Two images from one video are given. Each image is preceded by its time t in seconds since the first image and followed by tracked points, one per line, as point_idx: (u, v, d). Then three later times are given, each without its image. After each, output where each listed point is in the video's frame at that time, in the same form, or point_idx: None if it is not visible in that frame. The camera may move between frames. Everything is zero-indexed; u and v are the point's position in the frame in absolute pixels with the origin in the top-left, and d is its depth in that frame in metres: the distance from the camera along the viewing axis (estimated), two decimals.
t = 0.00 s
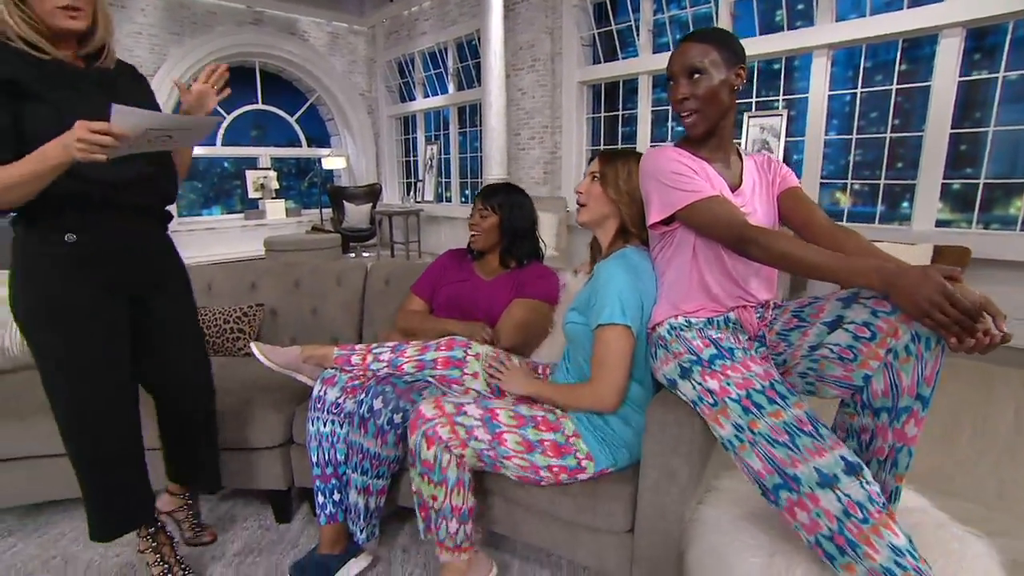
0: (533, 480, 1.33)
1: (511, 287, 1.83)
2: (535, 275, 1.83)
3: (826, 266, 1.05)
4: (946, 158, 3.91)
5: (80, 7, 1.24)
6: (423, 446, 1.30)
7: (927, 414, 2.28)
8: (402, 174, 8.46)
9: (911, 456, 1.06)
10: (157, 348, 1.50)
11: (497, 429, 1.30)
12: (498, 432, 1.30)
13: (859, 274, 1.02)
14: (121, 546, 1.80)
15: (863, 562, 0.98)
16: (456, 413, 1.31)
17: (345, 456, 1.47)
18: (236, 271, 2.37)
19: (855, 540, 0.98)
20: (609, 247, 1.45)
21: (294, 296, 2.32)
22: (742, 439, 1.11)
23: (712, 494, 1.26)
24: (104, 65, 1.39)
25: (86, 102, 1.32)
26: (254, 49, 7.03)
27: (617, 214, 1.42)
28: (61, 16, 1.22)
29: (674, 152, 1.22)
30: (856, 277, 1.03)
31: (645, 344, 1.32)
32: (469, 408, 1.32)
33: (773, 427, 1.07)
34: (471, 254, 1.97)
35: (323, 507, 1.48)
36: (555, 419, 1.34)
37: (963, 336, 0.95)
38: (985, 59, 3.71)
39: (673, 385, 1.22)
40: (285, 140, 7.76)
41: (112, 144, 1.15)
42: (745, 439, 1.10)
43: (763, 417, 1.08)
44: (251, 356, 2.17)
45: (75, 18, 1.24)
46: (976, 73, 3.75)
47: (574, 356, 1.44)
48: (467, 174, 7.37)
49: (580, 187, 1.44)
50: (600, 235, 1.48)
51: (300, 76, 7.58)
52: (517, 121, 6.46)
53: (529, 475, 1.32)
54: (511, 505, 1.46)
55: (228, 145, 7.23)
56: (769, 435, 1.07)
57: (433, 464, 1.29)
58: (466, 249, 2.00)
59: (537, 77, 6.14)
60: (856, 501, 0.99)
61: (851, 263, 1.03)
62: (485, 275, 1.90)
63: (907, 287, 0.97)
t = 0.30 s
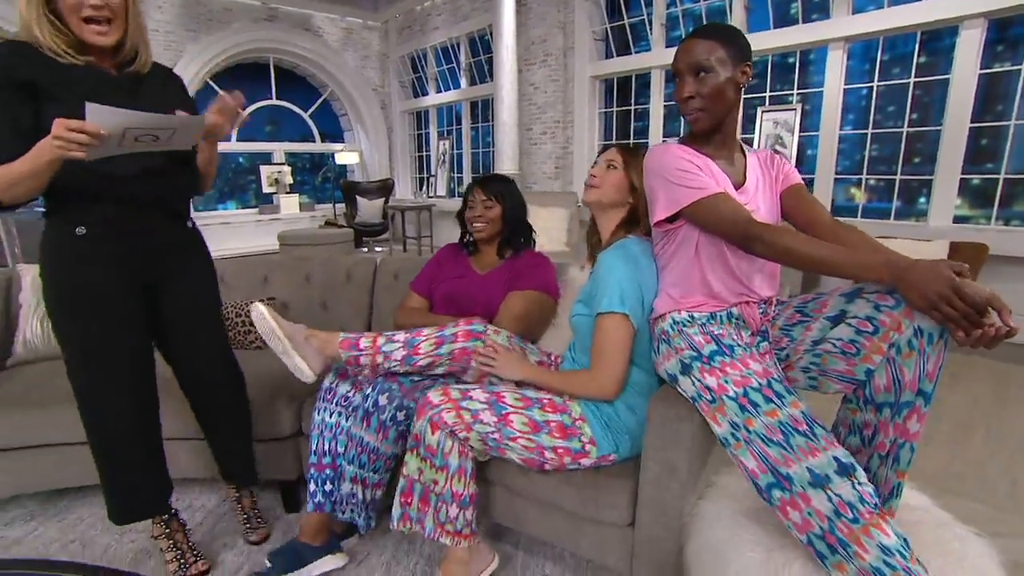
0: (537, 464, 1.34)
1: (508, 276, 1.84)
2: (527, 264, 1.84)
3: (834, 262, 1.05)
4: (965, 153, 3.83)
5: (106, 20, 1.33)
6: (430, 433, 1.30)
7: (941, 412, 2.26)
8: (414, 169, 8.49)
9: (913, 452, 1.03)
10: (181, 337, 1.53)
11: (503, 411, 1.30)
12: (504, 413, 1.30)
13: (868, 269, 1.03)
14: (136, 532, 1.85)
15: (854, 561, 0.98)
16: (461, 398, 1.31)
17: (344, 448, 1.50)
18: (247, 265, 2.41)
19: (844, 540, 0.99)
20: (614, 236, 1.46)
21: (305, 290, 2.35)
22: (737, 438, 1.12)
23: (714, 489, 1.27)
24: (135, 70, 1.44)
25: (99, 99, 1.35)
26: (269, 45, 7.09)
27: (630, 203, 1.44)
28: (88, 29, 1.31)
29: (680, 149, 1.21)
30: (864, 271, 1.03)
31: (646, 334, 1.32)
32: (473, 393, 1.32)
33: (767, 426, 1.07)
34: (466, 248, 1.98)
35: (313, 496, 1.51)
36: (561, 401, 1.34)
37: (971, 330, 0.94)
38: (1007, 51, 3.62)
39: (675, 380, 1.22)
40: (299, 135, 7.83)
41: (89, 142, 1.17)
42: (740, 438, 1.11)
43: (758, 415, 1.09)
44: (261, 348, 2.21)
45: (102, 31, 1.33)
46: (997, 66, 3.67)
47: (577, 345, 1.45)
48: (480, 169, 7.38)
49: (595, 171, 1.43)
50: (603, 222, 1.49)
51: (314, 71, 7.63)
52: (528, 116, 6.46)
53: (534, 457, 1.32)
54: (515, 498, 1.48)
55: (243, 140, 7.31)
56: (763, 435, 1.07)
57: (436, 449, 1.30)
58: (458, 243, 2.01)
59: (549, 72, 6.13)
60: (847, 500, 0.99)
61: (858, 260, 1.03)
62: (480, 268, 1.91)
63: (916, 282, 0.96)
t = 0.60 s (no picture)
0: (558, 470, 1.35)
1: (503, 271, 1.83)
2: (523, 259, 1.82)
3: (847, 270, 1.04)
4: (989, 149, 3.74)
5: (156, 23, 1.36)
6: (455, 449, 1.29)
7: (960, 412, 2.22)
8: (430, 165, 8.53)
9: (921, 450, 1.03)
10: (212, 339, 1.57)
11: (531, 425, 1.30)
12: (533, 427, 1.30)
13: (878, 278, 1.03)
14: (157, 520, 1.91)
15: (857, 561, 0.99)
16: (489, 413, 1.31)
17: (339, 434, 1.54)
18: (264, 260, 2.45)
19: (847, 540, 1.00)
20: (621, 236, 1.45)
21: (320, 286, 2.39)
22: (742, 437, 1.12)
23: (719, 487, 1.27)
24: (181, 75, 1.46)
25: (140, 100, 1.38)
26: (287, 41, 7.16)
27: (633, 200, 1.45)
28: (137, 30, 1.35)
29: (688, 150, 1.21)
30: (876, 282, 1.03)
31: (657, 333, 1.33)
32: (501, 407, 1.32)
33: (773, 427, 1.08)
34: (465, 244, 1.97)
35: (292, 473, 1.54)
36: (585, 407, 1.35)
37: (992, 329, 0.93)
38: None
39: (682, 379, 1.22)
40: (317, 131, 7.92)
41: (105, 152, 1.21)
42: (745, 437, 1.11)
43: (764, 416, 1.09)
44: (277, 342, 2.25)
45: (150, 33, 1.36)
46: None
47: (587, 341, 1.47)
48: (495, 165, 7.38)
49: (597, 170, 1.44)
50: (609, 221, 1.49)
51: (330, 67, 7.69)
52: (543, 111, 6.44)
53: (557, 466, 1.33)
54: (522, 493, 1.50)
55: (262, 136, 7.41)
56: (768, 435, 1.08)
57: (461, 467, 1.29)
58: (455, 239, 2.00)
59: (565, 68, 6.11)
60: (851, 501, 1.00)
61: (869, 268, 1.03)
62: (478, 264, 1.91)
63: (927, 287, 0.96)
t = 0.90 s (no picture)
0: (566, 469, 1.36)
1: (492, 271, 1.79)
2: (517, 256, 1.80)
3: (850, 278, 1.06)
4: (1019, 145, 3.65)
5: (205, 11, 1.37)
6: (465, 444, 1.32)
7: (980, 414, 2.19)
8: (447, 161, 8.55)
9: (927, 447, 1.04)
10: (235, 336, 1.60)
11: (540, 422, 1.32)
12: (541, 424, 1.32)
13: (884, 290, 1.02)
14: (177, 509, 1.96)
15: (863, 564, 1.00)
16: (499, 409, 1.33)
17: (358, 424, 1.61)
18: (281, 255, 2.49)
19: (854, 543, 1.01)
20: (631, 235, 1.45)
21: (336, 281, 2.43)
22: (751, 437, 1.12)
23: (728, 487, 1.28)
24: (227, 69, 1.50)
25: (187, 96, 1.43)
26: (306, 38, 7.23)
27: (638, 198, 1.44)
28: (185, 20, 1.36)
29: (699, 150, 1.20)
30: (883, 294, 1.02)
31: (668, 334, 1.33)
32: (511, 404, 1.34)
33: (781, 428, 1.08)
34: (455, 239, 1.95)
35: (313, 465, 1.63)
36: (593, 408, 1.36)
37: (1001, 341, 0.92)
38: None
39: (691, 378, 1.22)
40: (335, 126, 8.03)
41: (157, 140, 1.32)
42: (753, 437, 1.11)
43: (773, 417, 1.09)
44: (294, 337, 2.29)
45: (199, 22, 1.37)
46: None
47: (595, 342, 1.47)
48: (512, 160, 7.37)
49: (603, 168, 1.45)
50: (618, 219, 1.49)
51: (348, 63, 7.74)
52: (560, 107, 6.42)
53: (565, 464, 1.34)
54: (532, 490, 1.51)
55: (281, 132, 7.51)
56: (776, 437, 1.08)
57: (469, 461, 1.32)
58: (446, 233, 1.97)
59: (582, 63, 6.08)
60: (858, 504, 1.01)
61: (877, 279, 1.03)
62: (469, 262, 1.88)
63: (933, 299, 0.95)
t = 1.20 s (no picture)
0: (567, 467, 1.37)
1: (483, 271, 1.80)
2: (506, 256, 1.80)
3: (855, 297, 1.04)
4: None
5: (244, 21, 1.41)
6: (466, 433, 1.36)
7: (997, 416, 2.16)
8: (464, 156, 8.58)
9: (938, 446, 1.04)
10: (254, 334, 1.64)
11: (539, 418, 1.34)
12: (540, 421, 1.34)
13: (887, 311, 1.01)
14: (197, 498, 2.02)
15: (870, 566, 1.01)
16: (502, 404, 1.36)
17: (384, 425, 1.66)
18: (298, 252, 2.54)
19: (861, 546, 1.01)
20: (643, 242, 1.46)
21: (351, 278, 2.47)
22: (760, 437, 1.12)
23: (736, 486, 1.28)
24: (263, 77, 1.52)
25: (219, 99, 1.46)
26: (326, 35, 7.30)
27: (647, 205, 1.44)
28: (225, 31, 1.40)
29: (710, 155, 1.17)
30: (886, 315, 1.01)
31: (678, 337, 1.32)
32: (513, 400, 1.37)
33: (789, 430, 1.08)
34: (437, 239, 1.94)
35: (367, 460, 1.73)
36: (595, 409, 1.37)
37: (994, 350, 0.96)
38: None
39: (700, 379, 1.23)
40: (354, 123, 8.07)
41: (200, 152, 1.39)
42: (762, 437, 1.12)
43: (782, 419, 1.09)
44: (310, 332, 2.34)
45: (238, 33, 1.41)
46: None
47: (605, 344, 1.47)
48: (528, 156, 7.37)
49: (613, 177, 1.45)
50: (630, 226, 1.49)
51: (366, 59, 7.79)
52: (577, 103, 6.40)
53: (565, 462, 1.36)
54: (541, 486, 1.53)
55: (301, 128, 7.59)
56: (785, 438, 1.09)
57: (471, 450, 1.36)
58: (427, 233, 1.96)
59: (599, 59, 6.06)
60: (865, 507, 1.01)
61: (880, 302, 1.02)
62: (455, 263, 1.88)
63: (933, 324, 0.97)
